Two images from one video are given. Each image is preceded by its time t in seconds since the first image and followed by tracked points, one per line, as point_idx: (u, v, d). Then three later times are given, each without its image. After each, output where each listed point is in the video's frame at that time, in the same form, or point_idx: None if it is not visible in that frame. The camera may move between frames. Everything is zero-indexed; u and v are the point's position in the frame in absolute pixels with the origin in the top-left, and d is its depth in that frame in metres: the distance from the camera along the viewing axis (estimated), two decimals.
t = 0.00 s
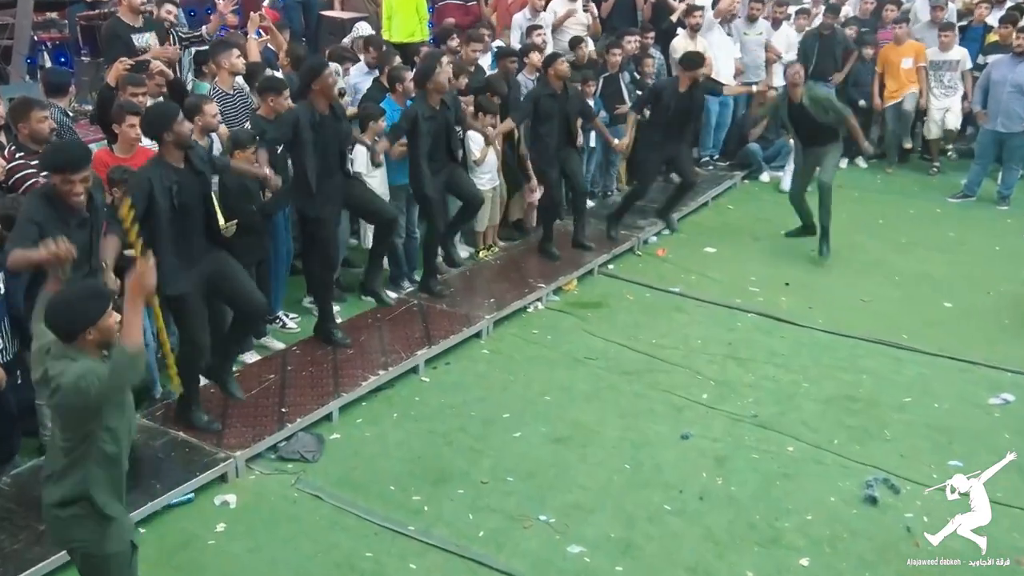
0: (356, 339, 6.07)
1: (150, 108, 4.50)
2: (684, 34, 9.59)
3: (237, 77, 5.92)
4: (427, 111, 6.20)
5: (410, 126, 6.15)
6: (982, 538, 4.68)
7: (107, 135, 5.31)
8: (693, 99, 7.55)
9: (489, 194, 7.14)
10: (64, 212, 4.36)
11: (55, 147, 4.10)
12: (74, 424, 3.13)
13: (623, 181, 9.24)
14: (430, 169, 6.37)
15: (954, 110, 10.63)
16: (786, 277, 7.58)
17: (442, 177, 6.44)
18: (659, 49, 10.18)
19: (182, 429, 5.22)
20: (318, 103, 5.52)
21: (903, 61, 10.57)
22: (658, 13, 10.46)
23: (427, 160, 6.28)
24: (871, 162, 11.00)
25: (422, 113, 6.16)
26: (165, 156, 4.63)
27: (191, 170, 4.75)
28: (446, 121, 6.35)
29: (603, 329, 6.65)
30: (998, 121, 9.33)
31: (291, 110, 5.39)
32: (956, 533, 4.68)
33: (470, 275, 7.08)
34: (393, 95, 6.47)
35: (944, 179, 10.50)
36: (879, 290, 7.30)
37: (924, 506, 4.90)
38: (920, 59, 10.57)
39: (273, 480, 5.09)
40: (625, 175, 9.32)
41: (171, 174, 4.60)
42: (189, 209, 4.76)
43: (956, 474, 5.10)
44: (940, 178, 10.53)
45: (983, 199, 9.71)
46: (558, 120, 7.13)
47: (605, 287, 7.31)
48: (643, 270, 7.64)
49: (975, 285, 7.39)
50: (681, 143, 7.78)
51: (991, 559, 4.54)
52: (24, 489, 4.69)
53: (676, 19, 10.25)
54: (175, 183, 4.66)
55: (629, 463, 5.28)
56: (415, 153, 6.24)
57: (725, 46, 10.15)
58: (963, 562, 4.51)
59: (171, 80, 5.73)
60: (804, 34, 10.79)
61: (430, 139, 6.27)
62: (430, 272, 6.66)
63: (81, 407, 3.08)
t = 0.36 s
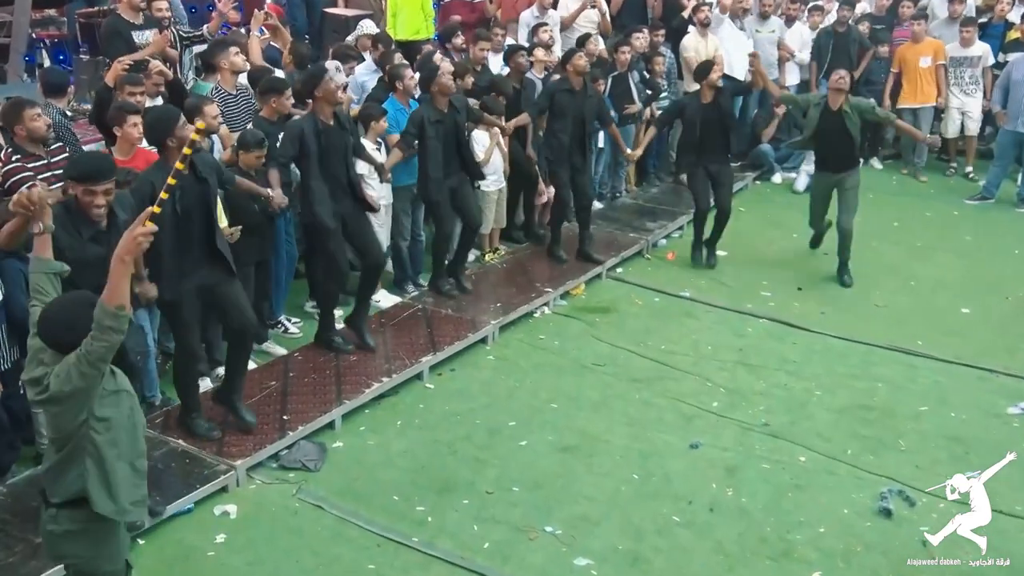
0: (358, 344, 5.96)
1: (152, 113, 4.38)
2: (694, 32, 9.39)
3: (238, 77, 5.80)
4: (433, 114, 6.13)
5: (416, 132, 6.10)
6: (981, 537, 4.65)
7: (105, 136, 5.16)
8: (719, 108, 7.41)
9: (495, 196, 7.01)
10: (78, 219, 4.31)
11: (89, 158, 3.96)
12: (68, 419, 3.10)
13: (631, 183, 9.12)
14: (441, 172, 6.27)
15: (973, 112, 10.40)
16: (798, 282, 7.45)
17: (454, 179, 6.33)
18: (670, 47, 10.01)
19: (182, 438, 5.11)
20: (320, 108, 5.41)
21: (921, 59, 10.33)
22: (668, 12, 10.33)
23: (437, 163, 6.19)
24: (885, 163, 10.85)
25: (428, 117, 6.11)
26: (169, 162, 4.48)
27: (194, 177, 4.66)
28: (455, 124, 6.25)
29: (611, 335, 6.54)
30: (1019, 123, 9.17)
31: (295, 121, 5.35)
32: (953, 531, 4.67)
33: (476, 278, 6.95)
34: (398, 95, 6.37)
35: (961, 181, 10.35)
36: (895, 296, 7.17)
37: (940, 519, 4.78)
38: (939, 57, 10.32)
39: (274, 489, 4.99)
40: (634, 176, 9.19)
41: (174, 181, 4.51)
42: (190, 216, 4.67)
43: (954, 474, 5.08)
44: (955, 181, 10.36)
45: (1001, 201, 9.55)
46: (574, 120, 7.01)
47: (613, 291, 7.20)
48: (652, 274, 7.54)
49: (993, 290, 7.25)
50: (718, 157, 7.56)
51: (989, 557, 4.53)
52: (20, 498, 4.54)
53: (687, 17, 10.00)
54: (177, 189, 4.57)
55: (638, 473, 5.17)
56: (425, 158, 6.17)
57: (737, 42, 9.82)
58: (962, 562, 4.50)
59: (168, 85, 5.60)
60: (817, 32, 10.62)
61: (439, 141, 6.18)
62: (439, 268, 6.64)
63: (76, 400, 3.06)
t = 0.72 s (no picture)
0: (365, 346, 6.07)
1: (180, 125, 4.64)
2: (695, 40, 9.45)
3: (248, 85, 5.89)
4: (440, 112, 6.28)
5: (424, 129, 6.27)
6: (982, 538, 4.77)
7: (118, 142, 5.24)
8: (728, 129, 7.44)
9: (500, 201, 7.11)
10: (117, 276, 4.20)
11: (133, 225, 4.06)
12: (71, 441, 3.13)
13: (632, 188, 9.23)
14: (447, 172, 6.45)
15: (971, 119, 10.55)
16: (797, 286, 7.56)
17: (458, 181, 6.55)
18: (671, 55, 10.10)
19: (194, 439, 5.20)
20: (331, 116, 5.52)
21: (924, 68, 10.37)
22: (672, 16, 10.37)
23: (444, 161, 6.36)
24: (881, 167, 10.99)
25: (435, 114, 6.26)
26: (193, 170, 4.74)
27: (219, 187, 4.83)
28: (462, 121, 6.42)
29: (613, 338, 6.65)
30: (1014, 129, 9.28)
31: (301, 125, 5.41)
32: (954, 533, 4.78)
33: (480, 283, 7.03)
34: (401, 101, 6.43)
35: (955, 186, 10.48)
36: (893, 299, 7.27)
37: (935, 520, 4.89)
38: (940, 65, 10.38)
39: (282, 491, 5.09)
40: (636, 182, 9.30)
41: (200, 189, 4.69)
42: (212, 225, 4.83)
43: (955, 474, 5.19)
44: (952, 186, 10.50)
45: (996, 206, 9.67)
46: (592, 124, 7.13)
47: (615, 295, 7.31)
48: (653, 278, 7.65)
49: (987, 294, 7.36)
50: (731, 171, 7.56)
51: (989, 558, 4.63)
52: (36, 498, 4.63)
53: (687, 24, 10.14)
54: (202, 197, 4.74)
55: (639, 474, 5.28)
56: (432, 157, 6.33)
57: (741, 52, 9.95)
58: (962, 562, 4.60)
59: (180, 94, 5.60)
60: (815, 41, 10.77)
61: (446, 139, 6.35)
62: (444, 273, 6.73)
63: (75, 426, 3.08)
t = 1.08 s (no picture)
0: (373, 345, 6.26)
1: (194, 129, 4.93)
2: (691, 52, 9.63)
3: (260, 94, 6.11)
4: (451, 117, 6.57)
5: (436, 132, 6.56)
6: (982, 537, 4.92)
7: (135, 151, 5.46)
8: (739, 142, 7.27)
9: (500, 207, 7.30)
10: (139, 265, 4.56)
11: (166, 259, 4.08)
12: (98, 447, 3.32)
13: (630, 193, 9.43)
14: (459, 173, 6.73)
15: (958, 133, 10.72)
16: (788, 289, 7.78)
17: (469, 183, 6.83)
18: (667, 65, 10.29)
19: (207, 436, 5.41)
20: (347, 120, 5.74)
21: (912, 84, 10.60)
22: (667, 29, 10.49)
23: (456, 163, 6.65)
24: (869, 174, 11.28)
25: (445, 118, 6.55)
26: (210, 171, 5.04)
27: (233, 185, 5.14)
28: (471, 127, 6.72)
29: (612, 338, 6.86)
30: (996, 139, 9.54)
31: (323, 136, 5.68)
32: (954, 533, 4.93)
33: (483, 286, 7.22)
34: (399, 111, 6.59)
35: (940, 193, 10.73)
36: (881, 301, 7.50)
37: (920, 515, 5.10)
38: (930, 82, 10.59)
39: (292, 486, 5.29)
40: (633, 187, 9.51)
41: (215, 186, 4.98)
42: (227, 221, 5.12)
43: (956, 474, 5.36)
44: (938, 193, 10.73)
45: (977, 212, 9.92)
46: (604, 132, 7.31)
47: (612, 297, 7.52)
48: (649, 280, 7.87)
49: (971, 297, 7.59)
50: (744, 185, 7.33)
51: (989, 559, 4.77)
52: (57, 493, 4.83)
53: (681, 35, 10.29)
54: (218, 194, 5.04)
55: (636, 471, 5.49)
56: (444, 159, 6.62)
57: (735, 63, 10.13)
58: (963, 562, 4.75)
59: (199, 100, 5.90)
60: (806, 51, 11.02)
61: (457, 143, 6.63)
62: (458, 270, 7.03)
63: (103, 435, 3.26)
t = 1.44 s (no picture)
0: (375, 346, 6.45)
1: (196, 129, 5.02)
2: (683, 61, 9.91)
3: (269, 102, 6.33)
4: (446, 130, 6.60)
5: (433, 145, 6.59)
6: (982, 538, 5.07)
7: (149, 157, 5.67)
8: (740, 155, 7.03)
9: (500, 211, 7.50)
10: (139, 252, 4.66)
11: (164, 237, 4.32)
12: (123, 439, 3.51)
13: (625, 198, 9.65)
14: (456, 184, 6.80)
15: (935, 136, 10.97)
16: (778, 290, 8.00)
17: (467, 194, 6.87)
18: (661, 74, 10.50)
19: (217, 432, 5.60)
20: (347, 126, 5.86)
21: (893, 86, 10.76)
22: (661, 39, 10.69)
23: (453, 175, 6.71)
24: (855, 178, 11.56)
25: (442, 132, 6.58)
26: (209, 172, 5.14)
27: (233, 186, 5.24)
28: (466, 139, 6.78)
29: (609, 338, 7.07)
30: (976, 146, 9.84)
31: (327, 143, 5.79)
32: (955, 533, 5.08)
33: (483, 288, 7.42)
34: (399, 118, 6.80)
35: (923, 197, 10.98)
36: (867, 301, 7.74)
37: (904, 507, 5.32)
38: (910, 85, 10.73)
39: (300, 480, 5.48)
40: (628, 191, 9.72)
41: (214, 186, 5.07)
42: (228, 221, 5.20)
43: (956, 474, 5.52)
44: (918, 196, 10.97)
45: (958, 216, 10.18)
46: (600, 140, 7.47)
47: (608, 298, 7.73)
48: (645, 281, 8.09)
49: (953, 297, 7.83)
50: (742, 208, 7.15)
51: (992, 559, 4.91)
52: (75, 487, 5.05)
53: (675, 46, 10.51)
54: (217, 194, 5.13)
55: (632, 465, 5.70)
56: (440, 170, 6.68)
57: (725, 70, 10.28)
58: (963, 562, 4.89)
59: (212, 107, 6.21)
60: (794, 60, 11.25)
61: (453, 154, 6.69)
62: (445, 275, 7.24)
63: (130, 424, 3.44)
